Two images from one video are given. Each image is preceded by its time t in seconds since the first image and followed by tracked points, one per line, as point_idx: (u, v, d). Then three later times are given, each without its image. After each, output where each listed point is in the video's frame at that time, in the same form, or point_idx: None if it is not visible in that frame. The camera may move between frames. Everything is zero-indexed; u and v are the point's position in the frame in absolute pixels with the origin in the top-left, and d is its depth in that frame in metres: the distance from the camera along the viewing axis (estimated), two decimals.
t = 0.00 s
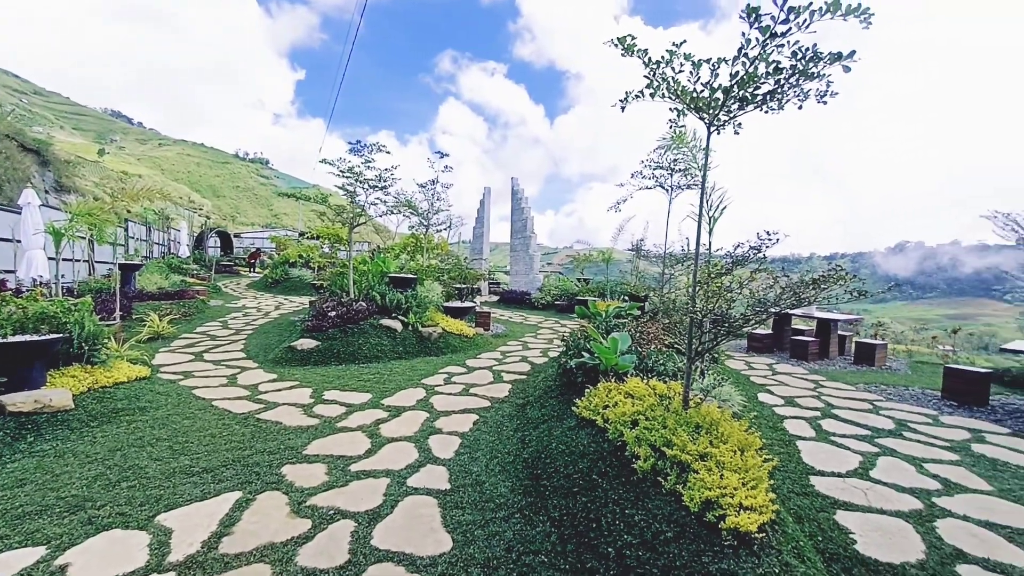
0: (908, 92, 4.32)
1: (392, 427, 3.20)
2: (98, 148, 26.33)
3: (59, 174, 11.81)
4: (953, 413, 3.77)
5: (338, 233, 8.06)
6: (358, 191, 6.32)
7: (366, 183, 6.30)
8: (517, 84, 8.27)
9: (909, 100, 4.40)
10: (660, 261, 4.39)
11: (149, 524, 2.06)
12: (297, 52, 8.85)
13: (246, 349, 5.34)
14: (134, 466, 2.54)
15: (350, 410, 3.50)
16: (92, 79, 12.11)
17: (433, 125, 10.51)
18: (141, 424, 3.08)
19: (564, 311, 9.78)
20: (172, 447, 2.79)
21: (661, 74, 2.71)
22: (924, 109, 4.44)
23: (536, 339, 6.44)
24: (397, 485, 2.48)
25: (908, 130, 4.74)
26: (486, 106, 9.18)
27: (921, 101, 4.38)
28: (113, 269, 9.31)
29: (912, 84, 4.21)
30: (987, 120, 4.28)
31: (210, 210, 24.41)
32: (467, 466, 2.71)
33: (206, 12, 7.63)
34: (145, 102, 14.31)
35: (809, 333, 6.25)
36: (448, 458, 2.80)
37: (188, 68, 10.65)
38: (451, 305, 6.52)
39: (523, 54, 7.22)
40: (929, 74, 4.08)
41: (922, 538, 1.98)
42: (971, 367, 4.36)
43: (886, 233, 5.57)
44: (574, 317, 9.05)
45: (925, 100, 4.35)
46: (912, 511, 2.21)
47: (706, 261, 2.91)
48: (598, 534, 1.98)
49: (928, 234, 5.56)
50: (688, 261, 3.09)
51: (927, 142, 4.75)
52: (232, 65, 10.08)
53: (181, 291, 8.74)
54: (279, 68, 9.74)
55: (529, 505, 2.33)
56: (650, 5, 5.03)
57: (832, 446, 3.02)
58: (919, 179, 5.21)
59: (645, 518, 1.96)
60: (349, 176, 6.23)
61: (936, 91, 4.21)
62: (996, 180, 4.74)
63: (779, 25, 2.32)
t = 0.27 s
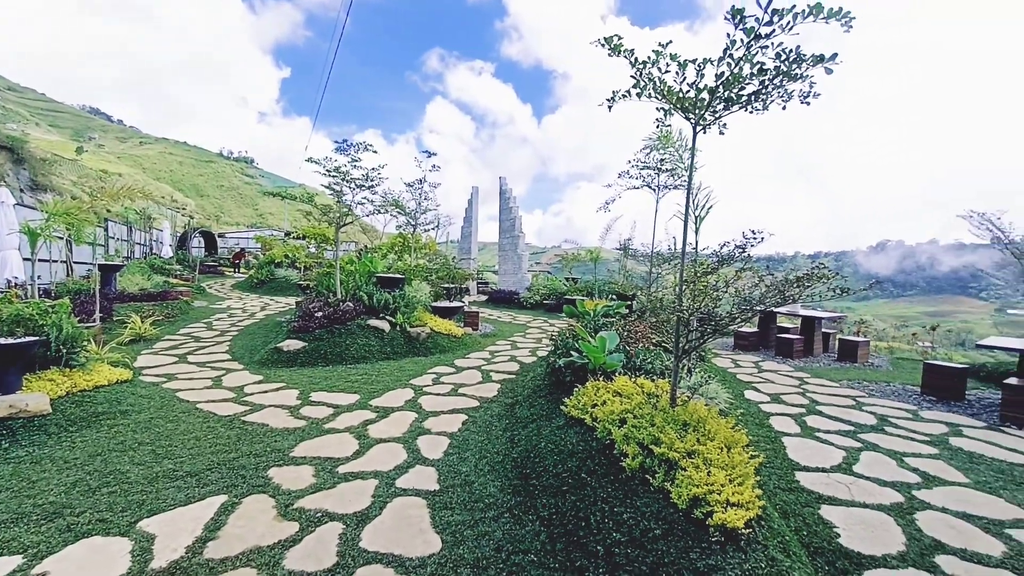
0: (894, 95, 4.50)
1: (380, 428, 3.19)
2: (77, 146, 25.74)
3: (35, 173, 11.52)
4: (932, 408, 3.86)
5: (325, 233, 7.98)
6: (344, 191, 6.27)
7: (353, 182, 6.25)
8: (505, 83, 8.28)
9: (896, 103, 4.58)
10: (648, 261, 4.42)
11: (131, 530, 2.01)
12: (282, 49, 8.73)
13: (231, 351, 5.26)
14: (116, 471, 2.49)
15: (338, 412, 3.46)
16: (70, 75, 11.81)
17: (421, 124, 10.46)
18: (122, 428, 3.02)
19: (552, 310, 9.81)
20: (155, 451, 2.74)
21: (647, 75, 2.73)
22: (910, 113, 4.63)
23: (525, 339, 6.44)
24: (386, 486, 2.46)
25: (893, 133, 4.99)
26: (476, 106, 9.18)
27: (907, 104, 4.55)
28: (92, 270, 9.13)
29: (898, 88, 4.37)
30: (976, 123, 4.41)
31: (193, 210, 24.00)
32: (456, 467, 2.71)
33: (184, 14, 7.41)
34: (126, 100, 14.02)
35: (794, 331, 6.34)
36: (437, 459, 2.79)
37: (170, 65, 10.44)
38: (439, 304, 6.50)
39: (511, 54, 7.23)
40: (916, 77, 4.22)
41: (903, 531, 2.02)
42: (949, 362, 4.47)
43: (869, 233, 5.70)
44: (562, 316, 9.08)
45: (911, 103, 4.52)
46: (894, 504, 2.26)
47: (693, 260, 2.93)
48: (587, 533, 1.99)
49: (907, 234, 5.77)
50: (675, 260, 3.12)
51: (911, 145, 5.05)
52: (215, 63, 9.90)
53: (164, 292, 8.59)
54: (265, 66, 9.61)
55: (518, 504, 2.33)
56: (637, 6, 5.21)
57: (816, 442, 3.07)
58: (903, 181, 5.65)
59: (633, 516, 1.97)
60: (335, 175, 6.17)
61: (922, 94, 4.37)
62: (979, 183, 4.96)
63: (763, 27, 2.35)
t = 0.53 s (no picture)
0: (885, 94, 4.56)
1: (370, 428, 3.17)
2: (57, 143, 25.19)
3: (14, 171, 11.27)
4: (915, 403, 3.93)
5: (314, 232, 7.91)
6: (333, 189, 6.21)
7: (342, 180, 6.20)
8: (495, 81, 8.27)
9: (885, 102, 4.65)
10: (637, 259, 4.45)
11: (115, 534, 1.98)
12: (269, 45, 8.62)
13: (218, 351, 5.19)
14: (99, 474, 2.45)
15: (327, 412, 3.44)
16: (49, 71, 11.55)
17: (410, 122, 10.40)
18: (106, 431, 2.97)
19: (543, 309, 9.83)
20: (140, 453, 2.69)
21: (636, 74, 2.74)
22: (899, 113, 4.71)
23: (515, 337, 6.45)
24: (376, 486, 2.45)
25: (882, 132, 5.05)
26: (466, 104, 9.15)
27: (897, 104, 4.62)
28: (74, 270, 8.96)
29: (886, 87, 4.45)
30: (965, 125, 4.47)
31: (178, 209, 23.64)
32: (447, 466, 2.70)
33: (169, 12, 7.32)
34: (106, 97, 13.74)
35: (781, 328, 6.41)
36: (427, 458, 2.78)
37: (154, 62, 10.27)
38: (429, 303, 6.47)
39: (500, 52, 7.23)
40: (907, 78, 4.27)
41: (888, 524, 2.06)
42: (931, 358, 4.55)
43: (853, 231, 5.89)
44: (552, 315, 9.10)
45: (901, 103, 4.59)
46: (879, 498, 2.29)
47: (682, 258, 2.94)
48: (578, 531, 1.99)
49: (893, 232, 5.94)
50: (664, 259, 3.14)
51: (902, 144, 5.10)
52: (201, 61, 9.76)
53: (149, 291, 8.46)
54: (251, 63, 9.49)
55: (509, 503, 2.33)
56: (625, 6, 5.24)
57: (804, 438, 3.11)
58: (891, 179, 5.73)
59: (624, 513, 1.98)
60: (324, 173, 6.12)
61: (913, 94, 4.42)
62: (969, 182, 5.00)
63: (750, 26, 2.36)
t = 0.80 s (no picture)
0: (877, 93, 4.60)
1: (359, 427, 3.15)
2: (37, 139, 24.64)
3: None
4: (898, 398, 4.01)
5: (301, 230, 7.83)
6: (321, 186, 6.16)
7: (330, 177, 6.15)
8: (484, 79, 8.26)
9: (878, 102, 4.70)
10: (626, 257, 4.47)
11: (97, 537, 1.95)
12: (255, 41, 8.51)
13: (203, 351, 5.12)
14: (81, 476, 2.41)
15: (315, 411, 3.41)
16: (27, 66, 11.28)
17: (399, 120, 10.33)
18: (87, 432, 2.91)
19: (532, 307, 9.85)
20: (123, 455, 2.65)
21: (625, 72, 2.75)
22: (892, 113, 4.75)
23: (505, 335, 6.45)
24: (365, 485, 2.43)
25: (875, 132, 5.09)
26: (456, 101, 9.12)
27: (890, 104, 4.66)
28: (54, 269, 8.80)
29: (879, 86, 4.48)
30: (964, 124, 4.48)
31: (163, 206, 23.26)
32: (437, 464, 2.69)
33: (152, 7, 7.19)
34: (85, 92, 13.42)
35: (768, 325, 6.49)
36: (417, 457, 2.77)
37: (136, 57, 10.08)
38: (418, 302, 6.45)
39: (489, 49, 7.21)
40: (902, 77, 4.30)
41: (871, 517, 2.09)
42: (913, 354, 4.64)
43: (840, 231, 6.19)
44: (542, 313, 9.13)
45: (895, 103, 4.62)
46: (862, 492, 2.33)
47: (671, 256, 2.96)
48: (568, 528, 2.00)
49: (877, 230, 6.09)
50: (653, 257, 3.15)
51: (896, 144, 5.13)
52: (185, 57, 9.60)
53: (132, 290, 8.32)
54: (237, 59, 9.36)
55: (499, 501, 2.33)
56: (614, 5, 5.26)
57: (790, 434, 3.15)
58: (888, 179, 5.74)
59: (613, 510, 1.99)
60: (311, 170, 6.06)
61: (907, 94, 4.45)
62: (965, 182, 5.03)
63: (738, 25, 2.38)
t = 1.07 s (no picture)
0: (866, 95, 4.66)
1: (345, 428, 3.13)
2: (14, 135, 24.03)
3: None
4: (879, 396, 4.08)
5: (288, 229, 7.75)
6: (307, 184, 6.10)
7: (316, 176, 6.09)
8: (473, 78, 8.25)
9: (866, 103, 4.76)
10: (614, 257, 4.49)
11: (75, 542, 1.91)
12: (240, 37, 8.41)
13: (187, 351, 5.04)
14: (58, 480, 2.36)
15: (301, 412, 3.38)
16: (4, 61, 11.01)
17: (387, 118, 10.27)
18: (66, 435, 2.85)
19: (521, 307, 9.87)
20: (103, 458, 2.60)
21: (613, 72, 2.77)
22: (880, 115, 4.82)
23: (494, 335, 6.45)
24: (352, 486, 2.42)
25: (864, 133, 5.14)
26: (445, 100, 9.08)
27: (878, 105, 4.72)
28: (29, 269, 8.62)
29: (869, 88, 4.54)
30: (956, 127, 4.47)
31: (146, 204, 22.85)
32: (424, 465, 2.68)
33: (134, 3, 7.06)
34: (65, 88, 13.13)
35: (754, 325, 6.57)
36: (405, 457, 2.76)
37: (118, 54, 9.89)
38: (406, 301, 6.42)
39: (478, 48, 7.20)
40: (890, 79, 4.36)
41: (852, 512, 2.13)
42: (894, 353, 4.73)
43: (823, 231, 6.10)
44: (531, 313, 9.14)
45: (883, 104, 4.68)
46: (845, 488, 2.38)
47: (658, 256, 2.99)
48: (555, 527, 2.00)
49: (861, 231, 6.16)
50: (640, 257, 3.18)
51: (886, 146, 5.17)
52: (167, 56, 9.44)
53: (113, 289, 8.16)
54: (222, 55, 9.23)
55: (486, 500, 2.33)
56: (603, 6, 5.32)
57: (775, 432, 3.20)
58: (875, 182, 5.79)
59: (601, 508, 2.00)
60: (298, 169, 6.00)
61: (896, 96, 4.51)
62: (947, 186, 5.13)
63: (724, 27, 2.41)
